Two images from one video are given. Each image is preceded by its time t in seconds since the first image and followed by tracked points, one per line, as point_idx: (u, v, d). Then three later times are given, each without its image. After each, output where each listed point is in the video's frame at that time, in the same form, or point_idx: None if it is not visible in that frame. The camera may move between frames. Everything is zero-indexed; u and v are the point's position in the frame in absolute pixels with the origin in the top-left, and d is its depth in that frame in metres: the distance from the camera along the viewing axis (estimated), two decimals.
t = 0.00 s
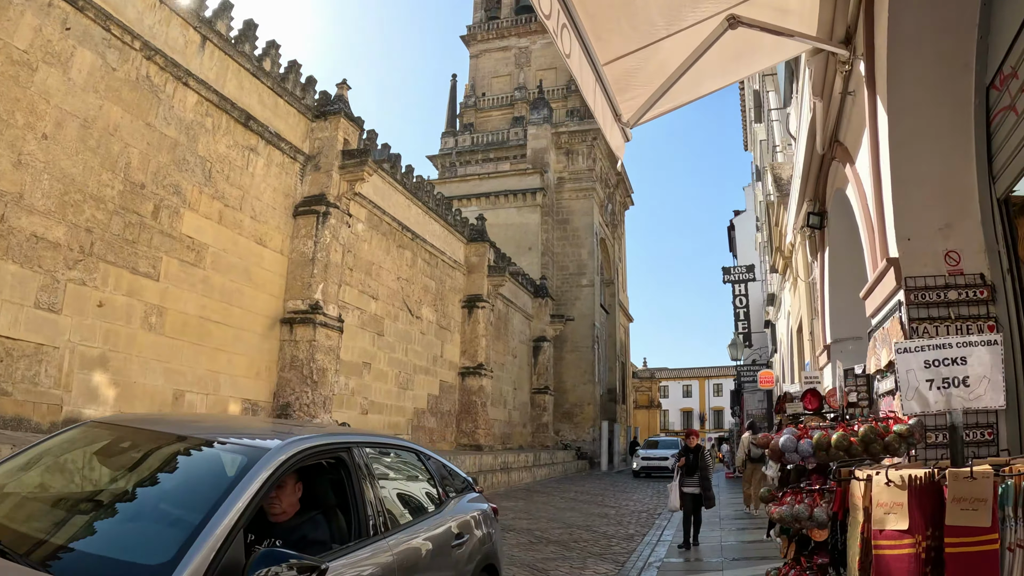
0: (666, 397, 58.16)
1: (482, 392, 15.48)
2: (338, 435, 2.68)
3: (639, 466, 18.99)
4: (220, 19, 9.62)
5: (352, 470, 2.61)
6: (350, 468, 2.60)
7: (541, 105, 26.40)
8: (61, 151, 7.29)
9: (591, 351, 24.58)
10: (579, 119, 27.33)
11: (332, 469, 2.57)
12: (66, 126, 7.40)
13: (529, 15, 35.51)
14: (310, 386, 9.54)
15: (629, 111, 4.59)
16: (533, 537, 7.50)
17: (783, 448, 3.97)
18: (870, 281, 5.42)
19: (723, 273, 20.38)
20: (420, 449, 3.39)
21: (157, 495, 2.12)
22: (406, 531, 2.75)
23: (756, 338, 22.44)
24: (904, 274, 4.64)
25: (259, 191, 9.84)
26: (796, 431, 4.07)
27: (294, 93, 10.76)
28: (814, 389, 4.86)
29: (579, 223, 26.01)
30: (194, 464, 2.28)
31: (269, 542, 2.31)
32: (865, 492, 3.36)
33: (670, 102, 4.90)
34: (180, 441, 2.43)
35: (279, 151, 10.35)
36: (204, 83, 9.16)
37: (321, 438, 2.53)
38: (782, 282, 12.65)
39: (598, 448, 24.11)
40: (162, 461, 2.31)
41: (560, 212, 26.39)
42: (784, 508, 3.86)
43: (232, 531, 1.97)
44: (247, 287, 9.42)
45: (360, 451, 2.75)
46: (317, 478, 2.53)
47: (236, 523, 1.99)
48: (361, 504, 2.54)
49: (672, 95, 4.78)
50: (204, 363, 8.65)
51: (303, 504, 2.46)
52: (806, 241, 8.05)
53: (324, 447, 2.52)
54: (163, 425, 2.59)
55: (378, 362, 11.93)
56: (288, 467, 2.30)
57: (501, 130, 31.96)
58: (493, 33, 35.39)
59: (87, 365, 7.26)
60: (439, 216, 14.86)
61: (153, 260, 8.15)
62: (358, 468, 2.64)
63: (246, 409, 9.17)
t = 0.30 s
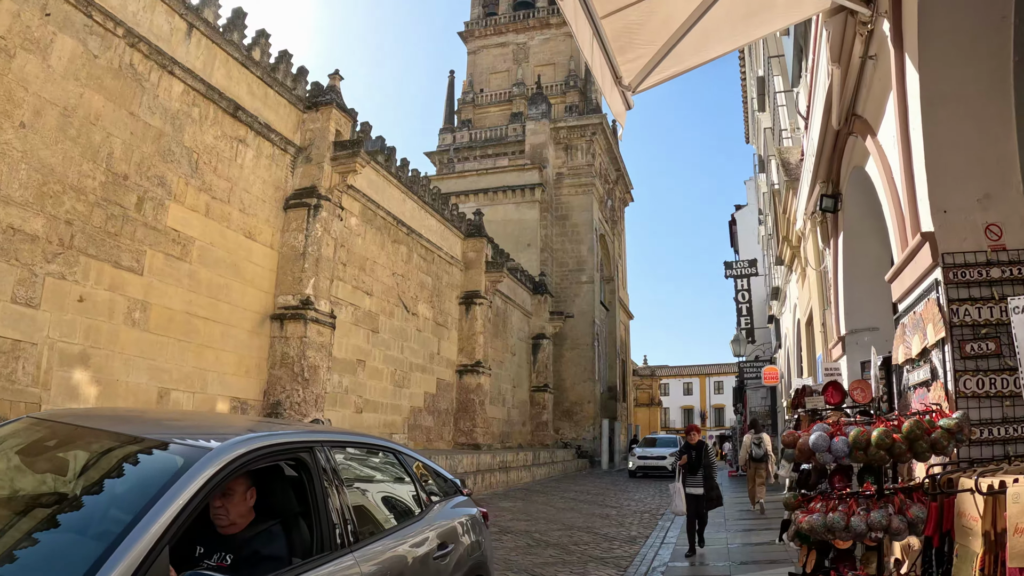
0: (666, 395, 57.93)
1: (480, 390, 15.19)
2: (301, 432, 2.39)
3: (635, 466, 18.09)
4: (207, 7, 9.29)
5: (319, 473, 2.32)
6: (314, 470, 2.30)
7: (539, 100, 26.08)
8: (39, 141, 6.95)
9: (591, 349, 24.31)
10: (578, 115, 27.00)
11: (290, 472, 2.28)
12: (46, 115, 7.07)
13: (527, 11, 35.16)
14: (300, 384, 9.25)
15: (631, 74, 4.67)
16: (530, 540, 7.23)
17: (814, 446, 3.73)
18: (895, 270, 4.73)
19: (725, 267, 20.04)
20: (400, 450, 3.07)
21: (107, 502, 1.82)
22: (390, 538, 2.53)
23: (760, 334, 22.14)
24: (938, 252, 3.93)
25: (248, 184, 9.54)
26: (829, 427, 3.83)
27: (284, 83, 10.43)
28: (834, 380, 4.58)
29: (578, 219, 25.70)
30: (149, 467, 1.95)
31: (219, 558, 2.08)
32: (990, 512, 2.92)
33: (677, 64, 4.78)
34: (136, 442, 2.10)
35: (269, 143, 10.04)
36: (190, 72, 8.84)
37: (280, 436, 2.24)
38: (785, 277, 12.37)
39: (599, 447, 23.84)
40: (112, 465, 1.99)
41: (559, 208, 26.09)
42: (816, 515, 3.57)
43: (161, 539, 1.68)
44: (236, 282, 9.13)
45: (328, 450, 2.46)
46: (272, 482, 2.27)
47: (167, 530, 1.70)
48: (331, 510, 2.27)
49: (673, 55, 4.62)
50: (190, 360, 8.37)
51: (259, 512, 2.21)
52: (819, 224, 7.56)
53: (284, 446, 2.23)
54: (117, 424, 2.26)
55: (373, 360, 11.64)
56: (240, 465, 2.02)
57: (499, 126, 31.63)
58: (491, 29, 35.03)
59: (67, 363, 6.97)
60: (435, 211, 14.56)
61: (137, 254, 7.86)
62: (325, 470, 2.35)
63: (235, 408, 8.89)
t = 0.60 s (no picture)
0: (667, 392, 57.68)
1: (479, 386, 14.90)
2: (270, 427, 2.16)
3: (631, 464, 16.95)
4: None
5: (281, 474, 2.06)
6: (271, 471, 2.02)
7: (539, 94, 25.73)
8: (18, 128, 6.61)
9: (592, 345, 24.03)
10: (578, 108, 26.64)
11: (245, 470, 2.00)
12: (24, 99, 6.73)
13: (527, 5, 34.76)
14: (292, 380, 8.97)
15: (637, 23, 4.44)
16: (530, 542, 6.94)
17: (862, 442, 3.38)
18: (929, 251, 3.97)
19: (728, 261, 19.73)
20: (381, 448, 2.78)
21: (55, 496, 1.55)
22: (378, 543, 2.36)
23: (764, 328, 21.85)
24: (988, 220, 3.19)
25: (237, 174, 9.24)
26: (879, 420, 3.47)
27: (276, 71, 10.09)
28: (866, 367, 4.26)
29: (579, 214, 25.39)
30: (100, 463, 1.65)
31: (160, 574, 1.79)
32: None
33: (688, 17, 4.48)
34: (80, 441, 1.78)
35: (259, 132, 9.73)
36: (178, 58, 8.51)
37: (235, 429, 1.97)
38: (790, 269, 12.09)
39: (600, 444, 23.56)
40: (53, 468, 1.68)
41: (559, 203, 25.79)
42: (866, 524, 3.31)
43: (61, 555, 1.41)
44: (225, 275, 8.85)
45: (292, 446, 2.18)
46: (228, 482, 1.97)
47: (70, 544, 1.43)
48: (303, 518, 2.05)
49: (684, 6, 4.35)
50: (177, 355, 8.09)
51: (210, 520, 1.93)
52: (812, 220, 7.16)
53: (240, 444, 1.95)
54: (65, 419, 1.94)
55: (368, 356, 11.35)
56: (178, 465, 1.74)
57: (498, 121, 31.27)
58: (490, 24, 34.65)
59: (46, 358, 6.68)
60: (432, 204, 14.25)
61: (120, 244, 7.56)
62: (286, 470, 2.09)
63: (224, 405, 8.61)
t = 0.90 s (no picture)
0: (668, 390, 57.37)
1: (477, 385, 14.61)
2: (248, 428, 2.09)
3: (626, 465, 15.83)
4: None
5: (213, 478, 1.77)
6: (195, 477, 1.72)
7: (538, 89, 25.42)
8: None
9: (592, 343, 23.74)
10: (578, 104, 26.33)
11: (161, 472, 1.69)
12: None
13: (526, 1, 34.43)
14: (280, 378, 8.69)
15: None
16: (526, 546, 6.65)
17: (916, 446, 3.00)
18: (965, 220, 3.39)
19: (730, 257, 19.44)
20: (342, 451, 2.50)
21: None
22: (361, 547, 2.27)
23: (767, 325, 21.56)
24: None
25: (224, 166, 8.95)
26: (934, 419, 3.09)
27: (264, 61, 9.78)
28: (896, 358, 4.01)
29: (578, 211, 25.09)
30: None
31: None
32: None
33: None
34: None
35: (247, 122, 9.43)
36: (162, 45, 8.17)
37: (157, 427, 1.68)
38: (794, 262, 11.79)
39: (601, 443, 23.26)
40: None
41: (559, 199, 25.50)
42: (919, 549, 2.89)
43: None
44: (211, 270, 8.56)
45: (223, 446, 1.88)
46: (149, 487, 1.68)
47: None
48: (269, 526, 2.00)
49: None
50: (160, 352, 7.81)
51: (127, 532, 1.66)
52: (821, 208, 6.78)
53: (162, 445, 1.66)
54: None
55: (361, 353, 11.07)
56: (76, 468, 1.44)
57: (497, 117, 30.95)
58: (489, 20, 34.33)
59: (21, 355, 6.37)
60: (428, 199, 13.96)
61: (99, 237, 7.25)
62: (212, 473, 1.79)
63: (210, 404, 8.33)
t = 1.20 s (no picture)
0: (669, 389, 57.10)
1: (473, 384, 14.30)
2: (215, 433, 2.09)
3: (618, 468, 15.09)
4: None
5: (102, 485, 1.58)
6: (77, 485, 1.52)
7: (536, 85, 25.08)
8: None
9: (591, 341, 23.46)
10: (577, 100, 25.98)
11: (36, 478, 1.48)
12: None
13: None
14: (265, 376, 8.39)
15: None
16: (517, 553, 6.34)
17: (984, 456, 2.85)
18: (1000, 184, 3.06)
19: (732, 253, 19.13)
20: (267, 455, 2.23)
21: None
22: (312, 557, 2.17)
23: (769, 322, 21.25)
24: None
25: (208, 158, 8.65)
26: (1002, 420, 2.96)
27: (250, 50, 9.44)
28: (926, 350, 3.84)
29: (577, 208, 24.78)
30: None
31: None
32: None
33: None
34: None
35: (232, 113, 9.11)
36: (143, 31, 7.82)
37: (41, 424, 1.49)
38: (796, 256, 11.50)
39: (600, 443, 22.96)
40: None
41: (557, 196, 25.19)
42: None
43: None
44: (193, 264, 8.27)
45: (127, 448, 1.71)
46: (21, 495, 1.47)
47: None
48: (229, 534, 2.01)
49: None
50: (139, 350, 7.50)
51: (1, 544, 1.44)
52: (828, 194, 6.47)
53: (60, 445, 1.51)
54: None
55: (352, 352, 10.78)
56: None
57: (494, 114, 30.62)
58: (486, 17, 33.98)
59: None
60: (422, 194, 13.65)
61: (75, 230, 6.91)
62: (95, 479, 1.56)
63: (192, 404, 8.03)
